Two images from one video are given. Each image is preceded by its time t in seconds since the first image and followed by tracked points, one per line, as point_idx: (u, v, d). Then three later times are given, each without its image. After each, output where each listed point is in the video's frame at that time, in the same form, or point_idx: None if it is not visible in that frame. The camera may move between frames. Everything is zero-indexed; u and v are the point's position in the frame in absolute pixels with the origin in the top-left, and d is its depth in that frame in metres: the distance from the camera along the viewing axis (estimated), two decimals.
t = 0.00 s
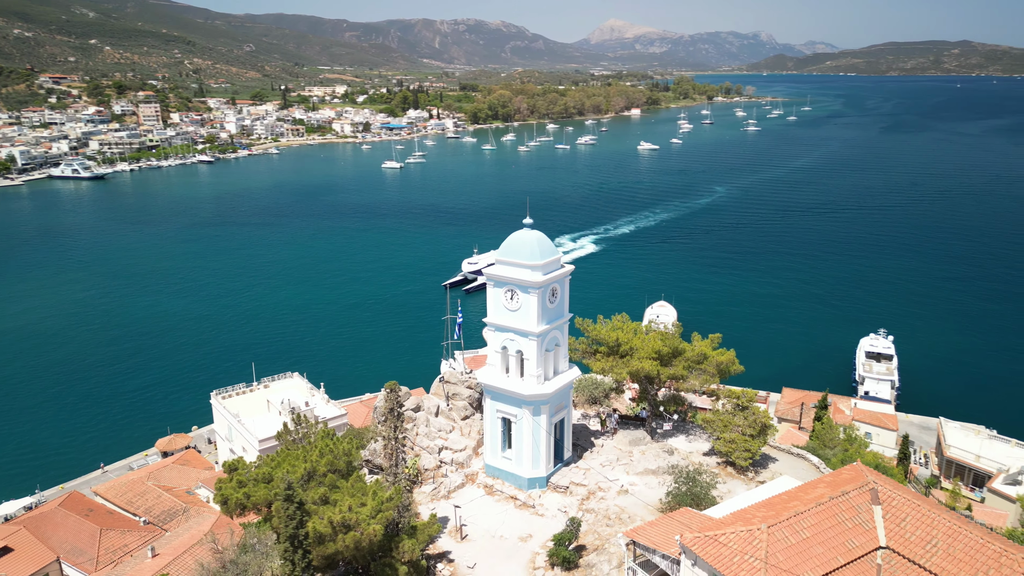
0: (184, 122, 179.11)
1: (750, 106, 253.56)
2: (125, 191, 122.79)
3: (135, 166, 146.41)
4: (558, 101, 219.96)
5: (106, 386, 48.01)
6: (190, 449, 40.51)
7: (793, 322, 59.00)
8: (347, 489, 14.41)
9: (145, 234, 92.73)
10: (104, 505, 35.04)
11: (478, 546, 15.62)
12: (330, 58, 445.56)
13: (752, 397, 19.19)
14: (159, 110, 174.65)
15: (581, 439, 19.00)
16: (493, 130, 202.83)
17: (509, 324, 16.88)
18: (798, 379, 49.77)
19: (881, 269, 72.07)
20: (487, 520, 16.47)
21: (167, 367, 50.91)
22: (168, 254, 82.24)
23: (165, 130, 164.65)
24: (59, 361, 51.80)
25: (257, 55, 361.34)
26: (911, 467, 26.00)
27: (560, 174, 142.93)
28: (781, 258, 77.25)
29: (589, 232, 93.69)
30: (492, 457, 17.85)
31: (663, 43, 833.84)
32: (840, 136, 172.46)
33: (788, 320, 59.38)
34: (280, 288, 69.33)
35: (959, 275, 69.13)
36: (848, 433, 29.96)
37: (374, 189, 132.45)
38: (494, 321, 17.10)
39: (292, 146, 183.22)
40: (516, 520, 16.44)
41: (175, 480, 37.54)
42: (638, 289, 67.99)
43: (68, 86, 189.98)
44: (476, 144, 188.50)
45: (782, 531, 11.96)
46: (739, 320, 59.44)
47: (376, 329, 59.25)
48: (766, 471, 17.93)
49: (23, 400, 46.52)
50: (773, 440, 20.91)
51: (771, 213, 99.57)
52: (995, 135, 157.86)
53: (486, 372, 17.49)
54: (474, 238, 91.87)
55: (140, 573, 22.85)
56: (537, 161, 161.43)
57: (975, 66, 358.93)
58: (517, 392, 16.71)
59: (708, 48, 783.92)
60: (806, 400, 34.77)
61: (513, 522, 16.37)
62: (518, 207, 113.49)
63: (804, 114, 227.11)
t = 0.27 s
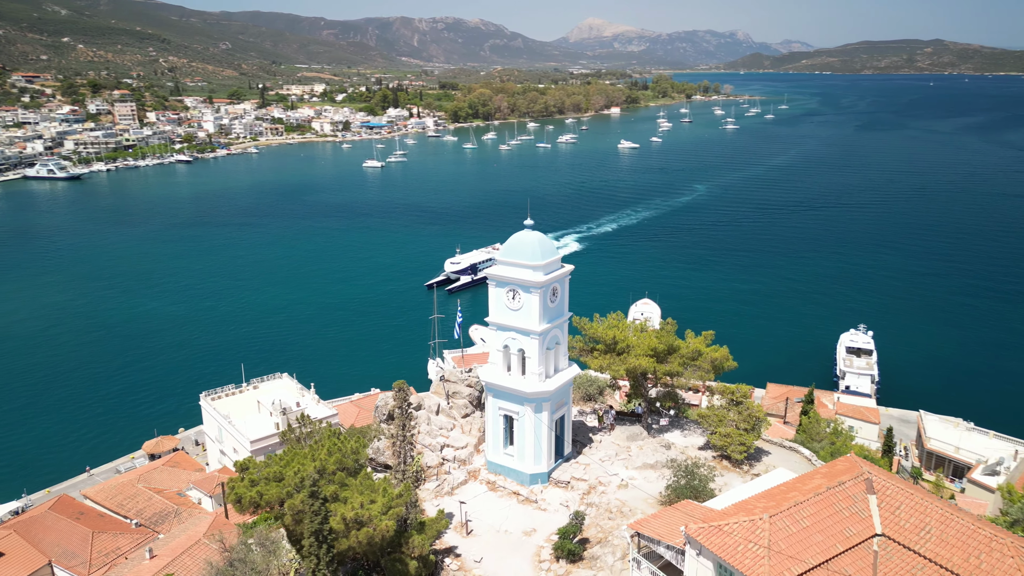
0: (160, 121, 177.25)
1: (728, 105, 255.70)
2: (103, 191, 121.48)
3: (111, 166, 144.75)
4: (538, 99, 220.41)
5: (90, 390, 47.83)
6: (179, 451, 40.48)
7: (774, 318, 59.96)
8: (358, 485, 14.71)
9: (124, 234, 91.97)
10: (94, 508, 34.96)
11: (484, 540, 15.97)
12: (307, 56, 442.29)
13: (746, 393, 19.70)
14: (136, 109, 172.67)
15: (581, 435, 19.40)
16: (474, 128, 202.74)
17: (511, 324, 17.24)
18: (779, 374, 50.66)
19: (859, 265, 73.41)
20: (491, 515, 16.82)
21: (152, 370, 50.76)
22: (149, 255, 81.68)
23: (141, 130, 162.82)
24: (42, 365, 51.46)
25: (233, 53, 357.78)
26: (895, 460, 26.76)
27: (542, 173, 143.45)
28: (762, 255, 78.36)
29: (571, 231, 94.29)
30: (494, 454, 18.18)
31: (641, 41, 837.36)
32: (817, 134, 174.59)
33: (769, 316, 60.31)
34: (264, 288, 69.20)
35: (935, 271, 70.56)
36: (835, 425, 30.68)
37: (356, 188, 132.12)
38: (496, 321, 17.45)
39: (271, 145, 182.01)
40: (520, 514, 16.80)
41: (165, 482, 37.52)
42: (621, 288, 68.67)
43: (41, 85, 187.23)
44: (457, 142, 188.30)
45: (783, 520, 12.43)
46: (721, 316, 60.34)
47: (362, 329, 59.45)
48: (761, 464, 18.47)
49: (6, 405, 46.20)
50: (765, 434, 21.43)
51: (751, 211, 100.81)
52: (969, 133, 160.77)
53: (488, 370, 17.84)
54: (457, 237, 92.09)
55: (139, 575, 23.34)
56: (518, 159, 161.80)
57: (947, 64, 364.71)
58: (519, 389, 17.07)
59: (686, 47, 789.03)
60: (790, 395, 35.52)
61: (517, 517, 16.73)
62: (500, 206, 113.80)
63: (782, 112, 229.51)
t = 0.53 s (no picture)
0: (137, 120, 175.28)
1: (707, 103, 257.77)
2: (80, 192, 120.19)
3: (88, 166, 143.12)
4: (519, 98, 220.69)
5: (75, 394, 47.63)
6: (168, 453, 40.40)
7: (755, 314, 60.89)
8: (368, 483, 15.05)
9: (103, 235, 91.20)
10: (84, 511, 34.84)
11: (489, 535, 16.34)
12: (285, 54, 438.72)
13: (740, 388, 20.22)
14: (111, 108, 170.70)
15: (580, 430, 19.80)
16: (455, 127, 202.51)
17: (513, 323, 17.60)
18: (762, 370, 51.52)
19: (839, 262, 74.63)
20: (495, 510, 17.19)
21: (137, 372, 50.62)
22: (130, 255, 81.18)
23: (118, 129, 161.00)
24: (25, 369, 51.12)
25: (210, 51, 354.16)
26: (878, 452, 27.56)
27: (524, 172, 143.93)
28: (743, 252, 79.41)
29: (555, 230, 94.86)
30: (497, 450, 18.55)
31: (619, 40, 840.17)
32: (795, 132, 176.68)
33: (750, 313, 61.23)
34: (248, 289, 69.05)
35: (913, 267, 71.94)
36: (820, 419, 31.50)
37: (337, 188, 131.77)
38: (498, 320, 17.79)
39: (250, 145, 180.72)
40: (523, 510, 17.19)
41: (156, 484, 37.44)
42: (605, 286, 69.28)
43: (14, 84, 184.51)
44: (438, 141, 188.02)
45: (784, 510, 12.91)
46: (704, 313, 61.21)
47: (348, 329, 59.58)
48: (755, 457, 18.99)
49: None
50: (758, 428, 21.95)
51: (732, 209, 101.97)
52: (943, 131, 163.37)
53: (490, 369, 18.18)
54: (441, 236, 92.29)
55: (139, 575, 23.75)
56: (500, 158, 162.08)
57: (921, 63, 369.96)
58: (521, 387, 17.45)
59: (664, 46, 793.32)
60: (775, 390, 36.27)
61: (520, 511, 17.11)
62: (483, 205, 114.04)
63: (760, 110, 231.71)
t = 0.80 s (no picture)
0: (113, 119, 173.28)
1: (686, 102, 259.73)
2: (57, 192, 118.82)
3: (64, 166, 141.46)
4: (499, 97, 221.03)
5: (59, 399, 47.39)
6: (157, 456, 40.30)
7: (738, 311, 61.77)
8: (377, 481, 15.40)
9: (82, 236, 90.37)
10: (75, 515, 34.71)
11: (494, 529, 16.71)
12: (262, 53, 435.22)
13: (733, 384, 20.77)
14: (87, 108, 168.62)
15: (579, 426, 20.23)
16: (436, 126, 202.36)
17: (515, 322, 17.97)
18: (745, 367, 52.33)
19: (818, 258, 75.87)
20: (498, 505, 17.55)
21: (121, 375, 50.46)
22: (110, 256, 80.50)
23: (93, 128, 159.15)
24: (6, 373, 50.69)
25: (186, 49, 350.25)
26: (865, 446, 28.18)
27: (505, 171, 144.36)
28: (725, 250, 80.42)
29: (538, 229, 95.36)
30: (498, 447, 18.91)
31: (598, 38, 842.77)
32: (773, 131, 178.81)
33: (733, 309, 62.04)
34: (232, 289, 68.87)
35: (890, 263, 73.34)
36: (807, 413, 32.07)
37: (319, 187, 131.38)
38: (499, 319, 18.16)
39: (229, 144, 179.45)
40: (525, 504, 17.58)
41: (147, 487, 37.37)
42: (590, 284, 69.83)
43: None
44: (419, 140, 187.88)
45: (783, 500, 13.40)
46: (686, 311, 62.05)
47: (334, 329, 59.70)
48: (749, 451, 19.52)
49: None
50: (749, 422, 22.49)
51: (713, 207, 103.06)
52: (917, 129, 166.13)
53: (491, 367, 18.57)
54: (424, 235, 92.37)
55: None
56: (481, 157, 162.39)
57: (894, 62, 375.28)
58: (523, 384, 17.85)
59: (642, 45, 797.58)
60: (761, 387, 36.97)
61: (523, 507, 17.49)
62: (466, 204, 114.30)
63: (738, 109, 233.97)
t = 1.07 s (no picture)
0: (90, 119, 171.19)
1: (666, 100, 261.51)
2: (33, 193, 117.39)
3: (40, 166, 139.65)
4: (480, 95, 221.15)
5: (44, 404, 47.18)
6: (148, 458, 40.23)
7: (721, 308, 62.70)
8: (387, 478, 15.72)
9: (62, 237, 89.53)
10: (67, 518, 34.61)
11: (499, 525, 17.07)
12: (240, 51, 431.00)
13: (726, 380, 21.32)
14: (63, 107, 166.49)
15: (578, 422, 20.64)
16: (417, 125, 202.06)
17: (516, 321, 18.35)
18: (728, 363, 53.22)
19: (798, 255, 77.01)
20: (501, 501, 17.92)
21: (106, 378, 50.25)
22: (91, 258, 79.85)
23: (70, 128, 157.11)
24: None
25: (161, 48, 346.12)
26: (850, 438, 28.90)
27: (488, 170, 144.65)
28: (707, 247, 81.34)
29: (522, 228, 95.89)
30: (500, 444, 19.27)
31: (577, 37, 844.66)
32: (752, 129, 180.65)
33: (716, 307, 62.96)
34: (215, 290, 68.64)
35: (868, 260, 74.62)
36: (794, 408, 32.70)
37: (301, 187, 130.85)
38: (501, 319, 18.54)
39: (208, 144, 177.97)
40: (528, 499, 17.97)
41: (139, 489, 37.29)
42: (575, 283, 70.46)
43: None
44: (401, 139, 187.54)
45: (782, 491, 13.92)
46: (670, 309, 62.82)
47: (320, 330, 59.76)
48: (743, 445, 20.05)
49: None
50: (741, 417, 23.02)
51: (694, 206, 104.16)
52: (893, 127, 168.71)
53: (493, 365, 18.94)
54: (409, 235, 92.50)
55: None
56: (464, 156, 162.47)
57: (870, 60, 380.17)
58: (524, 382, 18.21)
59: (622, 43, 800.57)
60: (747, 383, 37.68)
61: (527, 502, 17.86)
62: (449, 203, 114.46)
63: (717, 107, 236.00)
